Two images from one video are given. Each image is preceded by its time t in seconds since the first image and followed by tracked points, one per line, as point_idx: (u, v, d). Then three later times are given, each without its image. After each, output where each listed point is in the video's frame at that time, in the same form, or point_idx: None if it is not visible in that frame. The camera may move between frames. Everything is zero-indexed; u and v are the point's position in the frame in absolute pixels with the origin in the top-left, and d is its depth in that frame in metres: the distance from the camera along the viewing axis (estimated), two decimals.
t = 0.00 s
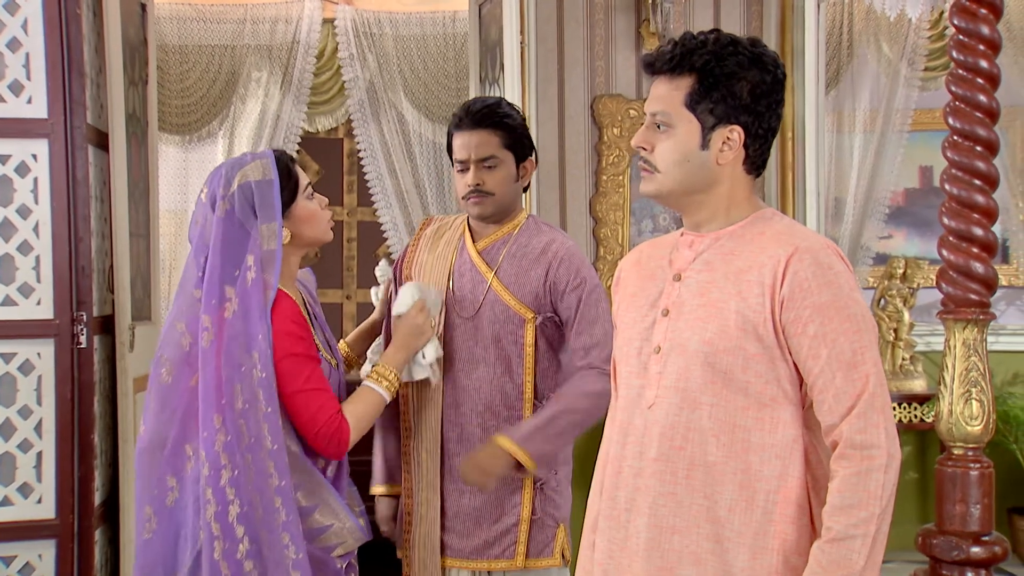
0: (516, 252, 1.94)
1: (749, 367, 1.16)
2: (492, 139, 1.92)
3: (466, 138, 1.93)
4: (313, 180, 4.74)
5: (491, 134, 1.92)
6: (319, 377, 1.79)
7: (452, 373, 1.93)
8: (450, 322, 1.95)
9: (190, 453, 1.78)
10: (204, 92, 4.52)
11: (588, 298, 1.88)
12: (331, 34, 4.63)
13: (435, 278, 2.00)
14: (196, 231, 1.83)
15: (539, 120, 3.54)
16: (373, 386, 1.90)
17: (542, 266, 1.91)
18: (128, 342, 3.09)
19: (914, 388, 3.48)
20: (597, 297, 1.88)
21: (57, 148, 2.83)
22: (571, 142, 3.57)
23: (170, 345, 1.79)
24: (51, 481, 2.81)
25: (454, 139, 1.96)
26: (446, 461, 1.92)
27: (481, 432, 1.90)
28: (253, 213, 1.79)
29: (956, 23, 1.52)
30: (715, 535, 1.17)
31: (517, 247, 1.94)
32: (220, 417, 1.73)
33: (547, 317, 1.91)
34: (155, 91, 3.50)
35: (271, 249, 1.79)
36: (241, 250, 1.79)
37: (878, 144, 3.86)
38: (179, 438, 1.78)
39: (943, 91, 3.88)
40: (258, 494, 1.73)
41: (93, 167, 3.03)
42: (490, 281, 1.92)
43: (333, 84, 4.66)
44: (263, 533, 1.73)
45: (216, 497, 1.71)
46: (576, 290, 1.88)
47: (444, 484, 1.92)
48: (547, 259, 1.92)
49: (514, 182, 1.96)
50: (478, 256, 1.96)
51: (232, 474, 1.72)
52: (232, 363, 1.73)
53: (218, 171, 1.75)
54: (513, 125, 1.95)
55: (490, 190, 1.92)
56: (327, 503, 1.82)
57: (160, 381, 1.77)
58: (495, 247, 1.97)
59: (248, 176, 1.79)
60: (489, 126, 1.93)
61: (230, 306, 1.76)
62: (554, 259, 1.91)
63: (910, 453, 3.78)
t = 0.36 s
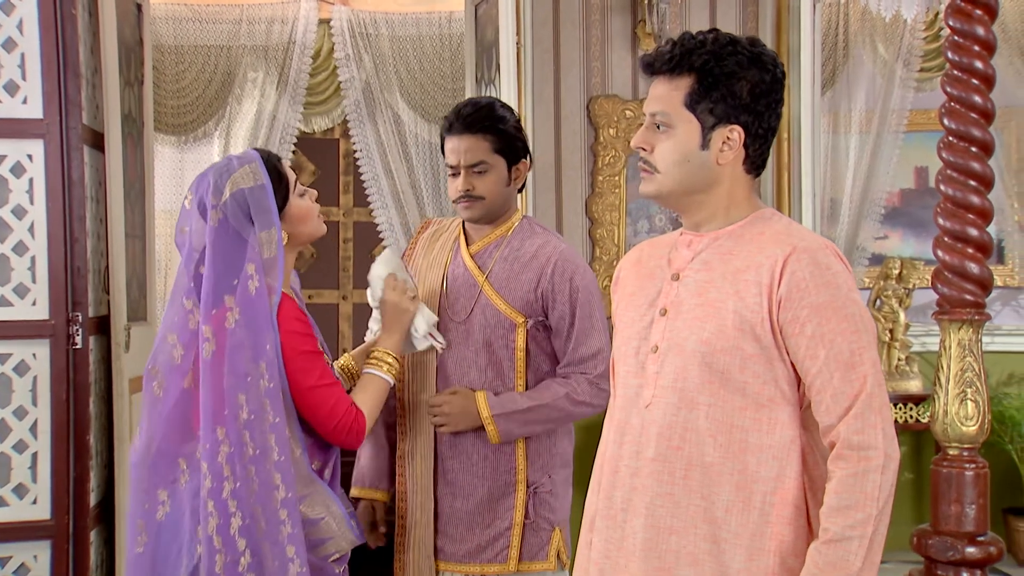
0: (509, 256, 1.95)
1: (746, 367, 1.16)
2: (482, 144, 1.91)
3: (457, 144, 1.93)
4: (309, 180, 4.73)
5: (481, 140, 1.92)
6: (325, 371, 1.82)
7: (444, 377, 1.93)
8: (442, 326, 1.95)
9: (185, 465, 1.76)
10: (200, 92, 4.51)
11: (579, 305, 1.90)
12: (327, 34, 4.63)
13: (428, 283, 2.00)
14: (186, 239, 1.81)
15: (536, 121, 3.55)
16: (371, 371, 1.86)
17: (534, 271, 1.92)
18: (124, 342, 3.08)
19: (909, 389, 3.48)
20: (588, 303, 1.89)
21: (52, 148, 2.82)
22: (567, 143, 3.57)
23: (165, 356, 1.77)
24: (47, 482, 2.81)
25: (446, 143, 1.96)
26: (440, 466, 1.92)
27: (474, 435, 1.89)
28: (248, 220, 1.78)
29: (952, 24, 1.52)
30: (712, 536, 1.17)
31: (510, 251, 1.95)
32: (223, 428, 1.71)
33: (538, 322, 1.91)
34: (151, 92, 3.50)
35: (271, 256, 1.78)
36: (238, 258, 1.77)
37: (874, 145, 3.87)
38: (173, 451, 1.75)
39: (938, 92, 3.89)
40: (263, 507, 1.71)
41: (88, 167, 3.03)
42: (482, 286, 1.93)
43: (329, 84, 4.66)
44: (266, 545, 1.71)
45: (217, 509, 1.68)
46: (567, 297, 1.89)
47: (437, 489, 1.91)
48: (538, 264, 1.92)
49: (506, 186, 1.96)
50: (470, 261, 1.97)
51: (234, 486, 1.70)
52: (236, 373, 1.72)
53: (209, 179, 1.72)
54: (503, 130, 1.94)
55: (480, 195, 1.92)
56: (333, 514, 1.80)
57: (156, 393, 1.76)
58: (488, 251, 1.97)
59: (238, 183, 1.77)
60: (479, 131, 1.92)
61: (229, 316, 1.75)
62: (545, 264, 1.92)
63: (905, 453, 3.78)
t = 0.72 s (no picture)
0: (508, 257, 1.95)
1: (745, 371, 1.16)
2: (475, 150, 1.90)
3: (450, 150, 1.92)
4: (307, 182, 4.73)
5: (474, 146, 1.90)
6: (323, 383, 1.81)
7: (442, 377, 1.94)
8: (441, 326, 1.96)
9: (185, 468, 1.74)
10: (198, 94, 4.51)
11: (577, 304, 1.89)
12: (325, 36, 4.63)
13: (426, 283, 2.00)
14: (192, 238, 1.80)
15: (534, 123, 3.55)
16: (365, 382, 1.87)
17: (532, 271, 1.91)
18: (122, 343, 3.08)
19: (907, 391, 3.47)
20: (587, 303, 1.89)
21: (50, 149, 2.82)
22: (564, 144, 3.57)
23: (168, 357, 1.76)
24: (44, 484, 2.81)
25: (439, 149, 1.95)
26: (435, 466, 1.91)
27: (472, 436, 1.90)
28: (254, 221, 1.77)
29: (950, 26, 1.52)
30: (710, 539, 1.17)
31: (508, 252, 1.95)
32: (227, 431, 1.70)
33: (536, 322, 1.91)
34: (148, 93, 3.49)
35: (275, 259, 1.78)
36: (242, 258, 1.76)
37: (872, 147, 3.87)
38: (174, 453, 1.73)
39: (936, 94, 3.90)
40: (266, 511, 1.71)
41: (86, 168, 3.02)
42: (480, 286, 1.93)
43: (327, 86, 4.66)
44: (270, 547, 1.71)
45: (222, 512, 1.67)
46: (565, 296, 1.89)
47: (433, 490, 1.91)
48: (536, 263, 1.92)
49: (500, 189, 1.95)
50: (468, 262, 1.97)
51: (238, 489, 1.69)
52: (239, 375, 1.71)
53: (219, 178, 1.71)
54: (496, 135, 1.93)
55: (475, 201, 1.92)
56: (334, 521, 1.80)
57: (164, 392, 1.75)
58: (486, 251, 1.97)
59: (248, 183, 1.76)
60: (471, 137, 1.91)
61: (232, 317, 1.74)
62: (544, 264, 1.91)
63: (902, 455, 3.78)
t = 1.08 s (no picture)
0: (491, 257, 1.95)
1: (744, 372, 1.16)
2: (458, 149, 1.90)
3: (432, 149, 1.92)
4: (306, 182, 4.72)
5: (456, 146, 1.90)
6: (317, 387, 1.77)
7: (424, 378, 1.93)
8: (423, 326, 1.94)
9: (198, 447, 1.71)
10: (198, 93, 4.51)
11: (560, 307, 1.90)
12: (324, 36, 4.62)
13: (409, 284, 1.99)
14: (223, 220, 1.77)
15: (533, 123, 3.55)
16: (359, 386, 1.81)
17: (515, 272, 1.92)
18: (121, 344, 3.07)
19: (906, 391, 3.47)
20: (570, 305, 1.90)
21: (49, 150, 2.82)
22: (563, 145, 3.57)
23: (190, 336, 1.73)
24: (43, 484, 2.81)
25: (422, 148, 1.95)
26: (418, 464, 1.91)
27: (455, 435, 1.89)
28: (287, 213, 1.78)
29: (949, 26, 1.52)
30: (709, 541, 1.17)
31: (492, 253, 1.95)
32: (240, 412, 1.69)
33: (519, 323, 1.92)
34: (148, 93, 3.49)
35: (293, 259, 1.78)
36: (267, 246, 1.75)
37: (870, 147, 3.87)
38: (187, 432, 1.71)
39: (934, 94, 3.90)
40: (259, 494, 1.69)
41: (85, 169, 3.02)
42: (464, 287, 1.92)
43: (326, 86, 4.65)
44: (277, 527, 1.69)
45: (239, 490, 1.67)
46: (547, 298, 1.90)
47: (415, 487, 1.90)
48: (519, 265, 1.92)
49: (482, 189, 1.95)
50: (452, 261, 1.97)
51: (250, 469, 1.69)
52: (249, 360, 1.69)
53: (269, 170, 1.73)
54: (480, 134, 1.92)
55: (456, 200, 1.92)
56: (331, 501, 1.80)
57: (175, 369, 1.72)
58: (470, 251, 1.97)
59: (295, 179, 1.79)
60: (453, 137, 1.90)
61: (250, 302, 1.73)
62: (527, 266, 1.92)
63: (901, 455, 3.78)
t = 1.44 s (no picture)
0: (484, 259, 1.95)
1: (742, 372, 1.16)
2: (448, 153, 1.89)
3: (421, 153, 1.91)
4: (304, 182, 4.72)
5: (446, 149, 1.89)
6: (286, 399, 1.75)
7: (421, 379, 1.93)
8: (418, 328, 1.94)
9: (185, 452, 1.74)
10: (196, 93, 4.51)
11: (553, 306, 1.90)
12: (322, 35, 4.62)
13: (404, 286, 1.99)
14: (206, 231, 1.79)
15: (531, 123, 3.55)
16: (322, 409, 1.81)
17: (508, 273, 1.92)
18: (119, 343, 3.07)
19: (903, 390, 3.48)
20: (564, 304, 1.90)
21: (47, 149, 2.81)
22: (562, 145, 3.57)
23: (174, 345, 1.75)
24: (41, 484, 2.80)
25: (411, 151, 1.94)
26: (413, 466, 1.91)
27: (451, 436, 1.89)
28: (264, 224, 1.78)
29: (947, 26, 1.52)
30: (707, 541, 1.17)
31: (485, 254, 1.95)
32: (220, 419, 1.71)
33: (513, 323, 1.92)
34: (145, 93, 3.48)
35: (276, 265, 1.77)
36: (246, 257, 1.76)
37: (868, 147, 3.87)
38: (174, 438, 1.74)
39: (932, 94, 3.91)
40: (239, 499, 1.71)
41: (83, 168, 3.02)
42: (458, 288, 1.93)
43: (324, 85, 4.65)
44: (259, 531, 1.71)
45: (220, 496, 1.69)
46: (541, 298, 1.90)
47: (413, 488, 1.90)
48: (513, 266, 1.93)
49: (473, 191, 1.95)
50: (445, 263, 1.97)
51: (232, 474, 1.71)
52: (228, 368, 1.70)
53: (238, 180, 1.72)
54: (468, 137, 1.92)
55: (447, 203, 1.92)
56: (304, 506, 1.79)
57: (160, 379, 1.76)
58: (463, 253, 1.97)
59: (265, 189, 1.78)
60: (443, 140, 1.89)
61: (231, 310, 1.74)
62: (520, 266, 1.93)
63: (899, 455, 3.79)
